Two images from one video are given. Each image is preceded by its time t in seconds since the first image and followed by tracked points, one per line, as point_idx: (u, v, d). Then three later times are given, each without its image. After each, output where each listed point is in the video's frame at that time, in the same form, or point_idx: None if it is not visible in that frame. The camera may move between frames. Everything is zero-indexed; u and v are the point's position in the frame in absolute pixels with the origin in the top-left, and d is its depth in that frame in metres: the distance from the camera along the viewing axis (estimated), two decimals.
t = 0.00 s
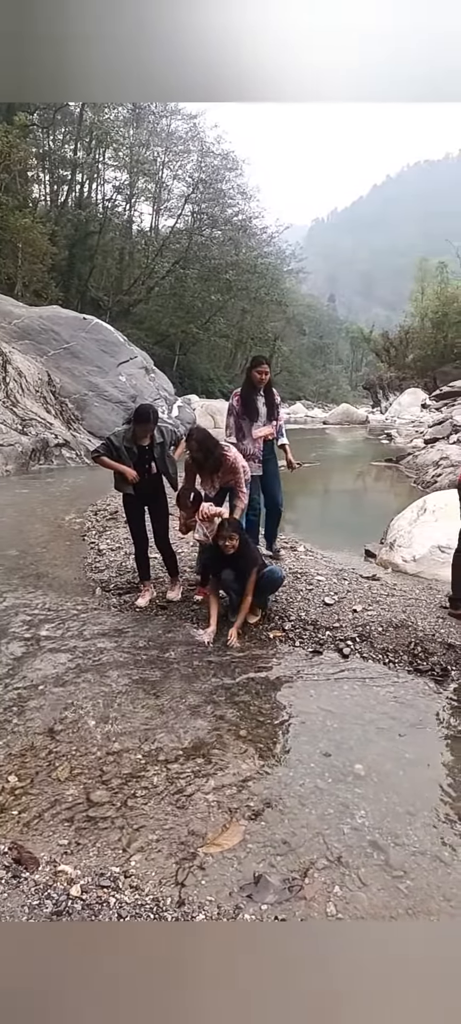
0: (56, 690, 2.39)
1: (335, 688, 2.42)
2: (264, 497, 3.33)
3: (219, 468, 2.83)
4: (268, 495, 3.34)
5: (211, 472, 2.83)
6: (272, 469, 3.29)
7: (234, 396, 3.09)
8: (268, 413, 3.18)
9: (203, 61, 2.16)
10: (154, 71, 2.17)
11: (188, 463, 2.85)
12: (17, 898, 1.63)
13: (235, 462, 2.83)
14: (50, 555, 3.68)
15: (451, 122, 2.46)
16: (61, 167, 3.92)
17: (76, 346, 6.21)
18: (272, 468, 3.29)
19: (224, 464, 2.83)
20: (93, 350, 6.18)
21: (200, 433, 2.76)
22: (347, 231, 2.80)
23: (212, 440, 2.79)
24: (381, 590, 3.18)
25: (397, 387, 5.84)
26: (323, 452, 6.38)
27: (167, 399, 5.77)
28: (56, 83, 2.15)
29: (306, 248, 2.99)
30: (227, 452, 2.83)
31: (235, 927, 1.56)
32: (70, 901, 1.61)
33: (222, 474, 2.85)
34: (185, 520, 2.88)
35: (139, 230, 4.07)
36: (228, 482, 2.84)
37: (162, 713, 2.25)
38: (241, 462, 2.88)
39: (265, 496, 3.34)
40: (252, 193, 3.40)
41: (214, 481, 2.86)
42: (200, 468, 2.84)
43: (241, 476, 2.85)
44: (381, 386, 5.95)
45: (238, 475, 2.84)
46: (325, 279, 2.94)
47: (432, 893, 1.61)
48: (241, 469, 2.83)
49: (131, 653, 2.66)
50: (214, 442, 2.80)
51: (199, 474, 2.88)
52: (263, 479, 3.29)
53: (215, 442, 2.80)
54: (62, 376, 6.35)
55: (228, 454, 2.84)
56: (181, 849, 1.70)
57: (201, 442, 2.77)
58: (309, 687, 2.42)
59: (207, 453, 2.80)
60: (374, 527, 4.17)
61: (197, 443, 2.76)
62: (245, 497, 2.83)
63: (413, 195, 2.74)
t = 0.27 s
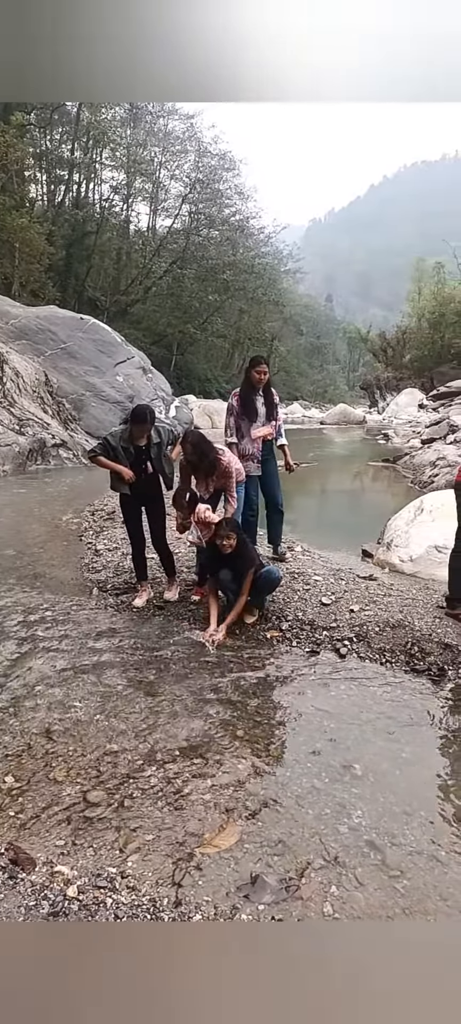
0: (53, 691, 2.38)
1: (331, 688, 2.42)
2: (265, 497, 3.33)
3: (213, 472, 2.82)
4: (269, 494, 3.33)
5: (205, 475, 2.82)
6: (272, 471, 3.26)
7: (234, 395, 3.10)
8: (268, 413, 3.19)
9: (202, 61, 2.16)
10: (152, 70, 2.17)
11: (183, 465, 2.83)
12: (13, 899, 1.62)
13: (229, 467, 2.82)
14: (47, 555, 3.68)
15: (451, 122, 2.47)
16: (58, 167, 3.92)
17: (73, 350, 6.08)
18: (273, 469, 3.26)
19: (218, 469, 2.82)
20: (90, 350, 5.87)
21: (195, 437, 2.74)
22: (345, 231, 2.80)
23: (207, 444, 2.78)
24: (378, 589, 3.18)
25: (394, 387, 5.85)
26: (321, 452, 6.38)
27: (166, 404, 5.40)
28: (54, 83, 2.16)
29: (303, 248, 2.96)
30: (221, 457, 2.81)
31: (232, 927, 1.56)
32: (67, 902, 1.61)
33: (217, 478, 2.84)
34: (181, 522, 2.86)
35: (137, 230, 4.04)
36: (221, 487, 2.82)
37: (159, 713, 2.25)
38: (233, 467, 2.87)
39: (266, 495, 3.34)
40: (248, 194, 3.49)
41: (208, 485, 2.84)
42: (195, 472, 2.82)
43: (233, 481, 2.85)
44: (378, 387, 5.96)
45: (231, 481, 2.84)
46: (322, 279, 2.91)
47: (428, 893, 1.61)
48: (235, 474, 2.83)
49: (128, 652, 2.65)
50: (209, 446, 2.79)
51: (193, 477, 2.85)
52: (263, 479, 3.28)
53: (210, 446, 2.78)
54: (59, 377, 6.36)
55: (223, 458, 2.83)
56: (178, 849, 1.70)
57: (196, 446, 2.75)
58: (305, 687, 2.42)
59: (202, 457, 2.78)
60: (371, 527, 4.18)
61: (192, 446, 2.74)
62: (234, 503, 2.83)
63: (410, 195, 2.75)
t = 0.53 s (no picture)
0: (51, 691, 2.38)
1: (330, 687, 2.43)
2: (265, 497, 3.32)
3: (208, 475, 2.88)
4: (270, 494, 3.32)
5: (200, 479, 2.88)
6: (273, 470, 3.25)
7: (234, 395, 3.10)
8: (269, 413, 3.21)
9: (202, 62, 2.16)
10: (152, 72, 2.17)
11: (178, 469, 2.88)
12: (11, 900, 1.62)
13: (225, 470, 2.88)
14: (45, 556, 3.68)
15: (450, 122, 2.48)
16: (56, 167, 3.82)
17: (71, 348, 6.25)
18: (274, 470, 3.25)
19: (213, 474, 2.88)
20: (90, 354, 6.31)
21: (191, 443, 2.79)
22: (343, 230, 2.80)
23: (203, 451, 2.83)
24: (376, 589, 3.18)
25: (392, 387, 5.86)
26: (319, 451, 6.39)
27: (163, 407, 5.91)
28: (52, 83, 2.17)
29: (302, 251, 3.09)
30: (216, 460, 2.88)
31: (230, 928, 1.56)
32: (65, 903, 1.60)
33: (211, 481, 2.90)
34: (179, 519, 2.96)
35: (135, 229, 4.12)
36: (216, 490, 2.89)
37: (157, 713, 2.25)
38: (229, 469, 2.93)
39: (267, 495, 3.32)
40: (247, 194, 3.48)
41: (203, 488, 2.90)
42: (191, 475, 2.88)
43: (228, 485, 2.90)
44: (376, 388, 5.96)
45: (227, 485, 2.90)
46: (320, 279, 3.02)
47: (426, 893, 1.61)
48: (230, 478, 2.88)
49: (126, 653, 2.66)
50: (204, 451, 2.84)
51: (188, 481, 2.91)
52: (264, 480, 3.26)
53: (206, 451, 2.83)
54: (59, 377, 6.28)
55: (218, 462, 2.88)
56: (176, 850, 1.70)
57: (192, 451, 2.81)
58: (304, 687, 2.42)
59: (197, 461, 2.84)
60: (369, 527, 4.17)
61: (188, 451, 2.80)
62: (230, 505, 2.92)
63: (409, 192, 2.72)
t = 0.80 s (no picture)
0: (50, 691, 2.38)
1: (328, 687, 2.43)
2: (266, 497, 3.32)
3: (204, 476, 2.89)
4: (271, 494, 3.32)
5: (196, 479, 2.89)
6: (274, 470, 3.26)
7: (236, 395, 3.09)
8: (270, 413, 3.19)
9: (202, 62, 2.16)
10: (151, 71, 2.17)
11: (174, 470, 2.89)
12: (9, 900, 1.62)
13: (220, 470, 2.89)
14: (44, 555, 3.67)
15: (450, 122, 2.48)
16: (54, 167, 3.81)
17: (70, 348, 6.28)
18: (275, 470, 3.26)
19: (209, 474, 2.89)
20: (88, 353, 6.38)
21: (186, 444, 2.79)
22: (343, 230, 2.80)
23: (198, 451, 2.84)
24: (375, 589, 3.18)
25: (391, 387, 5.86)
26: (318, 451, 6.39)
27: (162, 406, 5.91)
28: (49, 83, 2.17)
29: (300, 250, 3.09)
30: (212, 460, 2.89)
31: (229, 928, 1.56)
32: (63, 903, 1.60)
33: (207, 481, 2.92)
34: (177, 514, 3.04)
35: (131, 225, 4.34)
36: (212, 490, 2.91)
37: (156, 713, 2.25)
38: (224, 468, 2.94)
39: (268, 495, 3.32)
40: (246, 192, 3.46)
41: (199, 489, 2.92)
42: (187, 476, 2.89)
43: (224, 485, 2.92)
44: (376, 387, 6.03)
45: (223, 484, 2.92)
46: (318, 278, 3.03)
47: (424, 892, 1.61)
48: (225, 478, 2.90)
49: (125, 652, 2.65)
50: (200, 452, 2.85)
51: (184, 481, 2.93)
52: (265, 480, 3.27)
53: (201, 452, 2.84)
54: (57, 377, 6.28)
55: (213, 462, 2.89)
56: (174, 850, 1.70)
57: (188, 452, 2.81)
58: (302, 687, 2.42)
59: (193, 462, 2.85)
60: (368, 527, 4.18)
61: (183, 453, 2.80)
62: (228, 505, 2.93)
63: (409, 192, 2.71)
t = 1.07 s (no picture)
0: (49, 691, 2.38)
1: (327, 687, 2.43)
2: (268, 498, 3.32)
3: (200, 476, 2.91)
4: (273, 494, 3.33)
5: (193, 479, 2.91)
6: (277, 470, 3.28)
7: (238, 396, 3.09)
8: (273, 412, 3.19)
9: (202, 62, 2.16)
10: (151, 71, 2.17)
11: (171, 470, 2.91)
12: (9, 900, 1.62)
13: (216, 469, 2.91)
14: (43, 555, 3.68)
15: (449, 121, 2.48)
16: (54, 165, 4.04)
17: (69, 349, 6.25)
18: (277, 469, 3.28)
19: (205, 474, 2.91)
20: (87, 353, 6.19)
21: (183, 443, 2.82)
22: (341, 230, 2.81)
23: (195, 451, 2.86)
24: (374, 589, 3.18)
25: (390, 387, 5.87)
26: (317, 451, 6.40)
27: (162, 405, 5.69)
28: (48, 83, 2.17)
29: (300, 251, 3.08)
30: (209, 460, 2.91)
31: (228, 928, 1.56)
32: (62, 903, 1.60)
33: (204, 481, 2.93)
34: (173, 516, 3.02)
35: (132, 227, 4.05)
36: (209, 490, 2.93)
37: (155, 713, 2.25)
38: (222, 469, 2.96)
39: (269, 495, 3.33)
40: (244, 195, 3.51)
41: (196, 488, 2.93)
42: (184, 476, 2.90)
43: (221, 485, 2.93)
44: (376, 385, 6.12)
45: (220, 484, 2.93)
46: (318, 278, 3.02)
47: (423, 892, 1.62)
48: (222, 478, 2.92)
49: (124, 653, 2.65)
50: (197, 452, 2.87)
51: (181, 482, 2.93)
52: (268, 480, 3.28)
53: (198, 451, 2.86)
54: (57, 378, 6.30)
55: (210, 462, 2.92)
56: (174, 850, 1.70)
57: (184, 451, 2.84)
58: (301, 687, 2.43)
59: (190, 462, 2.87)
60: (367, 527, 4.18)
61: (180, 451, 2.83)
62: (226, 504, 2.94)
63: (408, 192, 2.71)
